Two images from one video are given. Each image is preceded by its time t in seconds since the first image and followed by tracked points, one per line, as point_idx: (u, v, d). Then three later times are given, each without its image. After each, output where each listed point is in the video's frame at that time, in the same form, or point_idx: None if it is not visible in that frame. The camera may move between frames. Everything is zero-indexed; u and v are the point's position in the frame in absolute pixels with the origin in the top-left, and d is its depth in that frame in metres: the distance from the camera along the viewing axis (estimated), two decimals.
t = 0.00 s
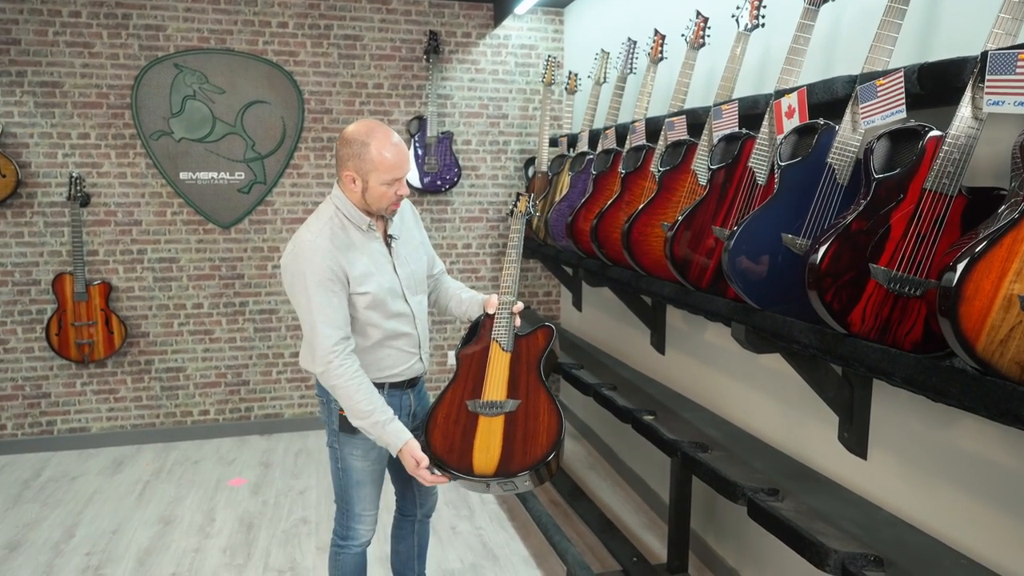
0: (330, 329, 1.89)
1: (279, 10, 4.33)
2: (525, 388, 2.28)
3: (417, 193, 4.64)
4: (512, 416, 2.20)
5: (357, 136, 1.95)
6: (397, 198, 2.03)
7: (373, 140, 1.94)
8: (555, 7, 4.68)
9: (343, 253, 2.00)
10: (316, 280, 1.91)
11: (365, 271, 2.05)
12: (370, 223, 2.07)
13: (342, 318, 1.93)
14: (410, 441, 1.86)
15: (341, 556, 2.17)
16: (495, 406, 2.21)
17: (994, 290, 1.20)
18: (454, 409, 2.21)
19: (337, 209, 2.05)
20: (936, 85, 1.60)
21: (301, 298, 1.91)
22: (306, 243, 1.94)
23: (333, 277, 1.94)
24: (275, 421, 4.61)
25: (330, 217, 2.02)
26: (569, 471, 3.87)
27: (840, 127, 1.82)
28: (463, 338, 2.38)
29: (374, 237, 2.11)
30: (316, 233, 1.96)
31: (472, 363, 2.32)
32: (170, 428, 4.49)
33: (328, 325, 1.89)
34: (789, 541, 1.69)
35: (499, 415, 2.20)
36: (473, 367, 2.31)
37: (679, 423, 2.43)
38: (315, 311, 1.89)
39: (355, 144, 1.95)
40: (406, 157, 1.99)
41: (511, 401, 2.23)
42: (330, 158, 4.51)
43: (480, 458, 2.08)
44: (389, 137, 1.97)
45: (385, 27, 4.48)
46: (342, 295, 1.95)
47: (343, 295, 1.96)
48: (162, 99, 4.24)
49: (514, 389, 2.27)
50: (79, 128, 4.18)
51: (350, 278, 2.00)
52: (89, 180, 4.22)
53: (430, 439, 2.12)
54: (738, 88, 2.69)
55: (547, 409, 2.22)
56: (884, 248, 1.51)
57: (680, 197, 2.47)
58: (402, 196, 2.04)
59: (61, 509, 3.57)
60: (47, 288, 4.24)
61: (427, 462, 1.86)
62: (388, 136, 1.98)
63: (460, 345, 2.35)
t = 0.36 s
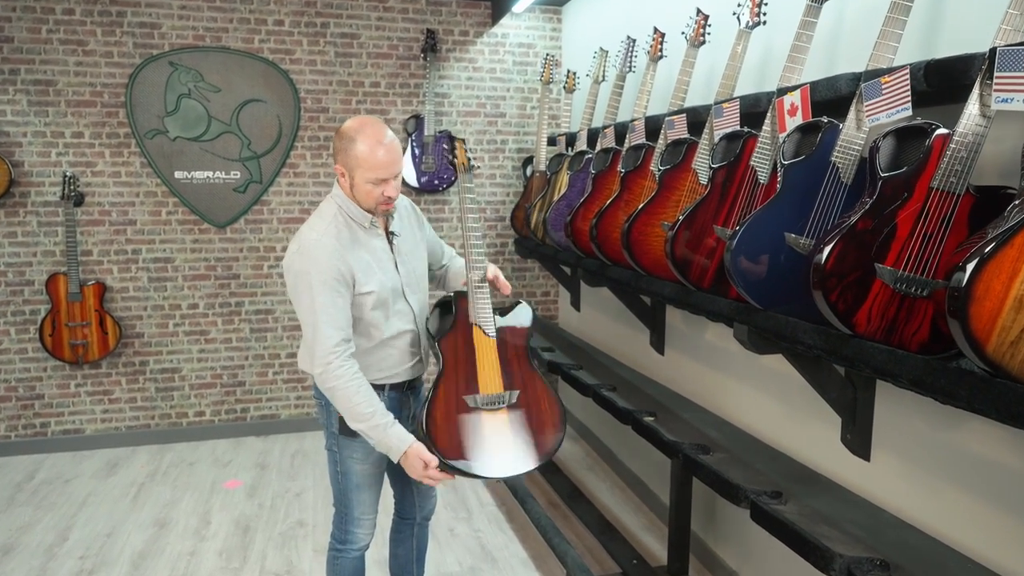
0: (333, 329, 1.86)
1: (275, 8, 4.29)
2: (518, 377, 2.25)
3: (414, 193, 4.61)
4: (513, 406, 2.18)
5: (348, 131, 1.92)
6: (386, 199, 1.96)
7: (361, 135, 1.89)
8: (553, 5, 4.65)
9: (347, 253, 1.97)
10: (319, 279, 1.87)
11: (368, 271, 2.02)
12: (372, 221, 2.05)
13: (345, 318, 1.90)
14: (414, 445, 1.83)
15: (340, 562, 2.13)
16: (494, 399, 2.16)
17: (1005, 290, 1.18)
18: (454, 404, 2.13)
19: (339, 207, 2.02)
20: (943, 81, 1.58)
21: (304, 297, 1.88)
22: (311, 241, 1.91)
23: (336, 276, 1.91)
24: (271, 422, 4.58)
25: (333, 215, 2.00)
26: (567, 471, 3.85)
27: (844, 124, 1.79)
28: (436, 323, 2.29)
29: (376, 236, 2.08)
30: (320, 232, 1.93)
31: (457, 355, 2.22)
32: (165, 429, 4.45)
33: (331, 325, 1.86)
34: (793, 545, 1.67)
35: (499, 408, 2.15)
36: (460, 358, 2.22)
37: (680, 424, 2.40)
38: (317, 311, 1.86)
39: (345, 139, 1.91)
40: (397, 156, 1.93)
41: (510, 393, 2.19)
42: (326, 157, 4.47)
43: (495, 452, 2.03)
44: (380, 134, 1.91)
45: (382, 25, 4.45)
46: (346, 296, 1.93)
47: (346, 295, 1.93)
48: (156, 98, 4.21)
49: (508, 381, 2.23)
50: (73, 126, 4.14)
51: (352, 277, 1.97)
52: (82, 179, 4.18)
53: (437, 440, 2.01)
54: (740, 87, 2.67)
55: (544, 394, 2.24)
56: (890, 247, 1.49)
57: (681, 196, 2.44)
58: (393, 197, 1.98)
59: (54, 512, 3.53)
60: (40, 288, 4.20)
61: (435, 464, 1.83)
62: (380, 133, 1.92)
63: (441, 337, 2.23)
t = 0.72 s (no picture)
0: (320, 327, 1.81)
1: (265, 6, 4.24)
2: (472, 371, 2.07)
3: (406, 193, 4.57)
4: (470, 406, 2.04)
5: (326, 130, 1.87)
6: (369, 197, 1.91)
7: (338, 132, 1.85)
8: (546, 3, 4.62)
9: (332, 253, 1.93)
10: (303, 279, 1.84)
11: (355, 272, 1.98)
12: (358, 221, 2.01)
13: (333, 318, 1.85)
14: (413, 434, 1.69)
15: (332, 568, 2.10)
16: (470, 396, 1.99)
17: (1013, 295, 1.15)
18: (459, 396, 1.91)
19: (324, 208, 1.98)
20: (946, 80, 1.55)
21: (289, 298, 1.85)
22: (295, 242, 1.88)
23: (322, 277, 1.87)
24: (262, 425, 4.53)
25: (318, 216, 1.96)
26: (562, 474, 3.82)
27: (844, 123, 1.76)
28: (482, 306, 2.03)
29: (363, 237, 2.04)
30: (304, 234, 1.90)
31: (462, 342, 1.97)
32: (155, 432, 4.40)
33: (317, 324, 1.81)
34: (795, 552, 1.64)
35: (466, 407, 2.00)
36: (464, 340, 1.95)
37: (677, 428, 2.37)
38: (302, 311, 1.82)
39: (323, 138, 1.87)
40: (377, 152, 1.88)
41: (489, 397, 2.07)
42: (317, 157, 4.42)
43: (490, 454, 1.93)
44: (358, 131, 1.86)
45: (374, 23, 4.40)
46: (331, 296, 1.88)
47: (333, 295, 1.89)
48: (145, 96, 4.15)
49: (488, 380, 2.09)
50: (59, 125, 4.08)
51: (339, 279, 1.93)
52: (69, 179, 4.12)
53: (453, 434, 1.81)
54: (737, 87, 2.64)
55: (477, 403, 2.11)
56: (893, 248, 1.46)
57: (678, 196, 2.41)
58: (377, 194, 1.93)
59: (41, 518, 3.47)
60: (26, 289, 4.13)
61: (436, 448, 1.65)
62: (359, 129, 1.87)
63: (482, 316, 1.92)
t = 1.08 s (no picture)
0: (308, 335, 1.77)
1: (259, 2, 4.18)
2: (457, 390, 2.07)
3: (401, 192, 4.52)
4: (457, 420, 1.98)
5: (331, 127, 1.85)
6: (379, 192, 1.90)
7: (346, 128, 1.83)
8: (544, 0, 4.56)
9: (328, 254, 1.87)
10: (293, 282, 1.78)
11: (350, 273, 1.92)
12: (357, 222, 1.96)
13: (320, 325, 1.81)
14: (390, 445, 1.79)
15: None
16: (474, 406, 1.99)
17: None
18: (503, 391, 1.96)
19: (322, 207, 1.93)
20: (962, 75, 1.51)
21: (276, 302, 1.80)
22: (287, 243, 1.82)
23: (314, 280, 1.81)
24: (256, 427, 4.46)
25: (315, 215, 1.90)
26: (560, 477, 3.77)
27: (854, 120, 1.71)
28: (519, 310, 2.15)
29: (361, 238, 1.99)
30: (299, 233, 1.84)
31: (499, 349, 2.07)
32: (146, 435, 4.33)
33: (306, 330, 1.77)
34: (807, 561, 1.60)
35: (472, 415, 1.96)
36: (505, 346, 2.05)
37: (681, 432, 2.33)
38: (291, 317, 1.77)
39: (330, 135, 1.84)
40: (386, 150, 1.88)
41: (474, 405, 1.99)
42: (312, 155, 4.36)
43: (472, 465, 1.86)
44: (366, 127, 1.85)
45: (370, 20, 4.34)
46: (324, 299, 1.83)
47: (325, 299, 1.84)
48: (136, 94, 4.08)
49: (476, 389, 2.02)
50: (49, 123, 4.01)
51: (333, 281, 1.88)
52: (59, 177, 4.05)
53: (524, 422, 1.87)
54: (742, 85, 2.60)
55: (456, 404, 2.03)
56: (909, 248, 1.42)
57: (681, 195, 2.37)
58: (386, 189, 1.92)
59: (30, 523, 3.40)
60: (15, 290, 4.06)
61: (410, 465, 1.80)
62: (366, 126, 1.86)
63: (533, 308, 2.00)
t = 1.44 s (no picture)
0: (317, 335, 1.71)
1: None
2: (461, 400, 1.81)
3: (400, 192, 4.46)
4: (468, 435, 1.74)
5: (334, 120, 1.80)
6: (383, 186, 1.86)
7: (350, 121, 1.78)
8: None
9: (333, 253, 1.82)
10: (299, 280, 1.73)
11: (357, 273, 1.87)
12: (361, 220, 1.91)
13: (329, 325, 1.75)
14: (398, 461, 1.63)
15: None
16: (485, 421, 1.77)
17: None
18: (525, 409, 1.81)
19: (325, 205, 1.88)
20: (986, 73, 1.48)
21: (282, 302, 1.74)
22: (292, 241, 1.77)
23: (322, 279, 1.76)
24: (252, 431, 4.40)
25: (318, 214, 1.85)
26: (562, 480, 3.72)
27: (871, 119, 1.67)
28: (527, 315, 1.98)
29: (365, 237, 1.94)
30: (303, 232, 1.79)
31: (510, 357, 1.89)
32: (141, 439, 4.26)
33: (315, 329, 1.71)
34: (824, 573, 1.55)
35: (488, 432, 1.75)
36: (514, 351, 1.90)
37: (689, 437, 2.28)
38: (298, 317, 1.71)
39: (332, 129, 1.79)
40: (392, 143, 1.83)
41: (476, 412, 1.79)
42: (309, 155, 4.30)
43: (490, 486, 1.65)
44: (369, 120, 1.81)
45: (367, 17, 4.28)
46: (332, 299, 1.78)
47: (332, 299, 1.79)
48: (130, 92, 4.01)
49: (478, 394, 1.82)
50: (41, 122, 3.93)
51: (340, 280, 1.82)
52: (51, 177, 3.98)
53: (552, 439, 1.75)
54: (750, 82, 2.55)
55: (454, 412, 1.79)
56: (933, 251, 1.36)
57: (689, 194, 2.31)
58: (390, 183, 1.87)
59: (21, 530, 3.33)
60: (6, 292, 3.98)
61: (421, 479, 1.61)
62: (370, 118, 1.82)
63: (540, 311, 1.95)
